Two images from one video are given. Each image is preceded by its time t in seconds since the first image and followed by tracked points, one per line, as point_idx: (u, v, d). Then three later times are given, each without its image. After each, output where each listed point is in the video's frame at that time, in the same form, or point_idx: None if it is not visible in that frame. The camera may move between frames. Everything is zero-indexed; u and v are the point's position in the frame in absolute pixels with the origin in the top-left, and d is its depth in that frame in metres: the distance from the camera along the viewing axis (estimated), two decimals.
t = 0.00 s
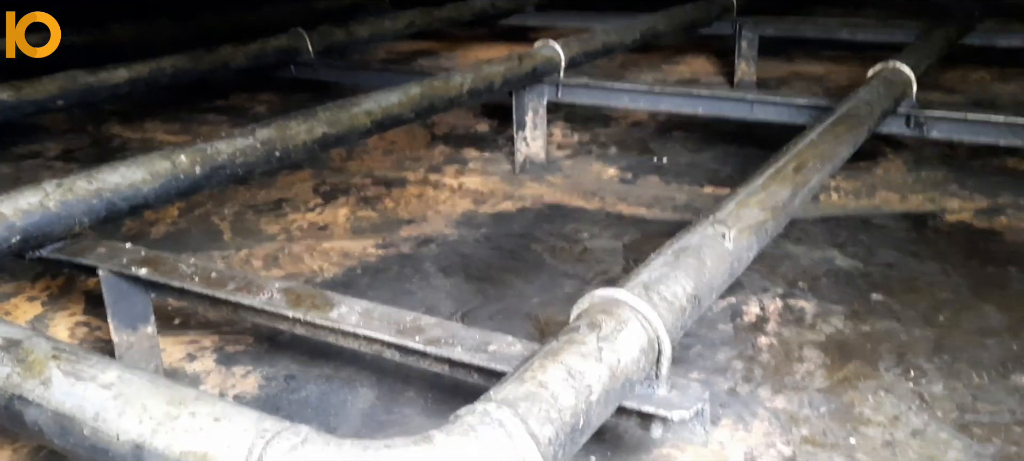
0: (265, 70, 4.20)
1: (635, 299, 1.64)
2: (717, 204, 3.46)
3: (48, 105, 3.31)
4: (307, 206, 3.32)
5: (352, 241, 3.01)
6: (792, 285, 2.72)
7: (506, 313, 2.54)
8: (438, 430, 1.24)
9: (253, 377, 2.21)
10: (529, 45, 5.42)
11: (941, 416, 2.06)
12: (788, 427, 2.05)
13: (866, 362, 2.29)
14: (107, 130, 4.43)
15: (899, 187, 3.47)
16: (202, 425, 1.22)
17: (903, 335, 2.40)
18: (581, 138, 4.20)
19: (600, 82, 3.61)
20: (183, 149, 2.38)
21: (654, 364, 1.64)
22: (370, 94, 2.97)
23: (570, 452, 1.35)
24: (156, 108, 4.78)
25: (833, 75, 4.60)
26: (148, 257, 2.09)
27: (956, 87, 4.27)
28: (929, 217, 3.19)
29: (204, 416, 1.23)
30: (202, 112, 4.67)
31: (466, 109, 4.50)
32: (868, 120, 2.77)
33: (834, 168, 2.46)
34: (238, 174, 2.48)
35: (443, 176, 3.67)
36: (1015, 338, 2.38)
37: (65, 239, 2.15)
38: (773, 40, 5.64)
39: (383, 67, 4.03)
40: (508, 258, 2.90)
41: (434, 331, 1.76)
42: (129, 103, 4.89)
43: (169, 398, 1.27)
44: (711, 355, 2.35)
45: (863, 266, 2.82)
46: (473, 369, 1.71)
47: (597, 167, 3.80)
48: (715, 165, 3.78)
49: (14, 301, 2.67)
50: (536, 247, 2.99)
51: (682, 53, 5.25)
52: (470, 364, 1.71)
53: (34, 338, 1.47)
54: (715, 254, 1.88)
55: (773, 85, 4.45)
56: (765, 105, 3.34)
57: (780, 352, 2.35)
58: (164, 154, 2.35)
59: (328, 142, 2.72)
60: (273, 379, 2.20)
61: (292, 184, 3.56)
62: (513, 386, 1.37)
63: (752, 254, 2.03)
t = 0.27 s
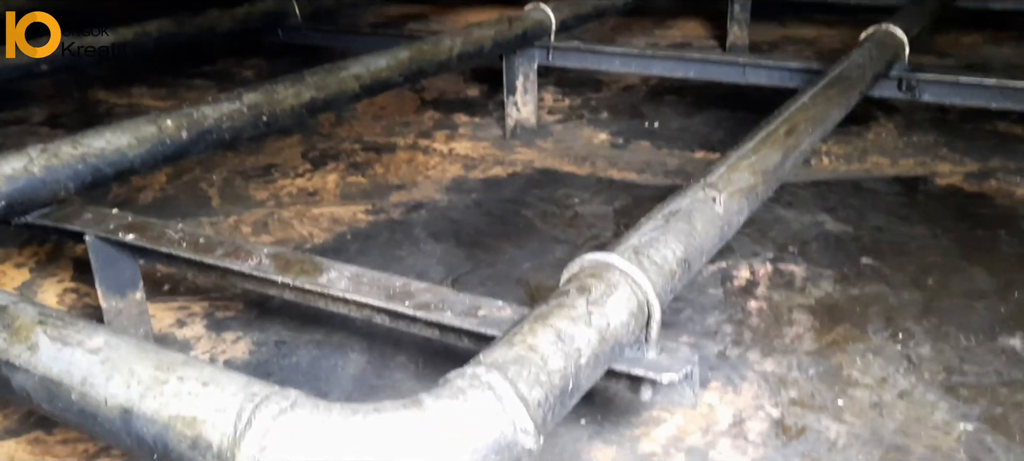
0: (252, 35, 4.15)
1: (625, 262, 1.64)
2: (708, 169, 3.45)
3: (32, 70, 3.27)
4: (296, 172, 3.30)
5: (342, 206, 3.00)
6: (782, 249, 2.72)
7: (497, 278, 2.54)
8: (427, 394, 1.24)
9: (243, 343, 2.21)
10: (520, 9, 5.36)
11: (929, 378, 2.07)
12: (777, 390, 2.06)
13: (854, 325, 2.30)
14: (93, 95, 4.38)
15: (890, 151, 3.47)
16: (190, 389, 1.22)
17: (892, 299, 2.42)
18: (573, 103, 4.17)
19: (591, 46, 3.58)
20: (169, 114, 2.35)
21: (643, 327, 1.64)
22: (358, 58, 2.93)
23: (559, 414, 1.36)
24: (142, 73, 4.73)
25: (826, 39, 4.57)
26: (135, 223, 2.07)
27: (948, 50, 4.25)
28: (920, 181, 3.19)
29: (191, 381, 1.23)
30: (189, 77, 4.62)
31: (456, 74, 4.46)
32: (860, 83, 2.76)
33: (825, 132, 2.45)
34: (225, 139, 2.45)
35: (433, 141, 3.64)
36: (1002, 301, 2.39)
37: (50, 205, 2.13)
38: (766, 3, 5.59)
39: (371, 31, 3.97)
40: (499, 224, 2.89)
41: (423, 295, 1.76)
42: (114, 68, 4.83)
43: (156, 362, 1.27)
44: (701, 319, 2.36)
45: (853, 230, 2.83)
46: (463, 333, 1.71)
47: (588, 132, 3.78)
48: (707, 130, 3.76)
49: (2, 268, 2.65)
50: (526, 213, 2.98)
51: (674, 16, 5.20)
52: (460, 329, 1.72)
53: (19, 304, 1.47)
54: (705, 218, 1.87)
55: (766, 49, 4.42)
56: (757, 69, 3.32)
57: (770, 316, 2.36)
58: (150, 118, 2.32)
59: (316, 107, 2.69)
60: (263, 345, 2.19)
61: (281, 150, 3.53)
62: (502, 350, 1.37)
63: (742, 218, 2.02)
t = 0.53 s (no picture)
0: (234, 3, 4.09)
1: (611, 230, 1.63)
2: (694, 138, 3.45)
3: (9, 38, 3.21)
4: (280, 142, 3.27)
5: (326, 176, 2.98)
6: (768, 217, 2.73)
7: (482, 248, 2.54)
8: (413, 362, 1.24)
9: (228, 313, 2.20)
10: None
11: (911, 344, 2.09)
12: (762, 357, 2.08)
13: (838, 292, 2.32)
14: (72, 65, 4.31)
15: (875, 120, 3.47)
16: (173, 358, 1.22)
17: (876, 266, 2.43)
18: (558, 72, 4.15)
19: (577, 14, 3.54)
20: (149, 82, 2.33)
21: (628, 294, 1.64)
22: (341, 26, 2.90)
23: (545, 381, 1.36)
24: (123, 42, 4.66)
25: (812, 7, 4.55)
26: (117, 193, 2.05)
27: (934, 19, 4.24)
28: (904, 149, 3.20)
29: (175, 350, 1.23)
30: (170, 47, 4.55)
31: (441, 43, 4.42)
32: (846, 51, 2.75)
33: (811, 100, 2.45)
34: (207, 108, 2.43)
35: (418, 111, 3.62)
36: (984, 268, 2.41)
37: (28, 175, 2.10)
38: None
39: None
40: (485, 193, 2.88)
41: (409, 264, 1.75)
42: (94, 37, 4.75)
43: (139, 331, 1.27)
44: (686, 287, 2.37)
45: (838, 199, 2.83)
46: (449, 302, 1.71)
47: (574, 101, 3.76)
48: (693, 99, 3.76)
49: None
50: (512, 182, 2.97)
51: None
52: (446, 297, 1.72)
53: None
54: (691, 187, 1.87)
55: (752, 17, 4.40)
56: (743, 38, 3.31)
57: (755, 284, 2.37)
58: (129, 87, 2.29)
59: (300, 76, 2.66)
60: (248, 315, 2.19)
61: (265, 120, 3.49)
62: (488, 317, 1.36)
63: (728, 186, 2.02)
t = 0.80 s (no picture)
0: None
1: (599, 208, 1.63)
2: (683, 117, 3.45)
3: None
4: (268, 121, 3.25)
5: (315, 156, 2.96)
6: (757, 196, 2.73)
7: (472, 227, 2.53)
8: (401, 341, 1.24)
9: (216, 293, 2.19)
10: None
11: (898, 321, 2.11)
12: (750, 335, 2.09)
13: (826, 270, 2.33)
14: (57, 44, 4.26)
15: (865, 98, 3.47)
16: (161, 338, 1.24)
17: (864, 245, 2.44)
18: (548, 51, 4.13)
19: None
20: (134, 60, 2.31)
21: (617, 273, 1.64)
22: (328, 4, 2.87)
23: (533, 360, 1.36)
24: (108, 21, 4.61)
25: None
26: (102, 173, 2.04)
27: None
28: (893, 128, 3.21)
29: (162, 329, 1.25)
30: (156, 26, 4.50)
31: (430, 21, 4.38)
32: (835, 29, 2.75)
33: (800, 79, 2.45)
34: (193, 87, 2.42)
35: (407, 90, 3.60)
36: (972, 246, 2.42)
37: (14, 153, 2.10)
38: None
39: None
40: (475, 173, 2.88)
41: (397, 244, 1.74)
42: (79, 16, 4.70)
43: (126, 311, 1.28)
44: (675, 266, 2.37)
45: (827, 177, 2.84)
46: (438, 281, 1.72)
47: (563, 80, 3.75)
48: (683, 78, 3.75)
49: None
50: (502, 162, 2.96)
51: None
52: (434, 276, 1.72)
53: None
54: (680, 165, 1.87)
55: None
56: (733, 16, 3.29)
57: (744, 262, 2.38)
58: (114, 65, 2.28)
59: (287, 55, 2.64)
60: (237, 294, 2.18)
61: (252, 99, 3.47)
62: (476, 297, 1.36)
63: (717, 164, 2.02)
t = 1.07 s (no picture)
0: None
1: (590, 181, 1.63)
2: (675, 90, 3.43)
3: None
4: (257, 95, 3.22)
5: (304, 130, 2.94)
6: (748, 169, 2.73)
7: (463, 201, 2.52)
8: (391, 314, 1.24)
9: (206, 267, 2.18)
10: None
11: (887, 293, 2.11)
12: (740, 307, 2.09)
13: (817, 243, 2.33)
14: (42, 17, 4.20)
15: (857, 71, 3.46)
16: (149, 311, 1.24)
17: (854, 217, 2.44)
18: (539, 24, 4.09)
19: None
20: (120, 34, 2.46)
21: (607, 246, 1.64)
22: None
23: (523, 332, 1.36)
24: None
25: None
26: (89, 147, 2.04)
27: None
28: (885, 100, 3.20)
29: (151, 302, 1.25)
30: None
31: None
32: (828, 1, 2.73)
33: (792, 51, 2.44)
34: (178, 59, 2.61)
35: (397, 63, 3.57)
36: (961, 218, 2.43)
37: None
38: None
39: None
40: (465, 147, 2.86)
41: (387, 218, 1.74)
42: None
43: (113, 285, 1.29)
44: (666, 240, 2.37)
45: (818, 150, 2.84)
46: (428, 255, 1.71)
47: (555, 53, 3.72)
48: (675, 51, 3.73)
49: None
50: (493, 135, 2.95)
51: None
52: (424, 250, 1.72)
53: None
54: (671, 137, 1.86)
55: None
56: None
57: (735, 236, 2.38)
58: (101, 38, 2.43)
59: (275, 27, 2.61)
60: (227, 269, 2.17)
61: (241, 73, 3.44)
62: (466, 269, 1.36)
63: (708, 137, 2.02)
